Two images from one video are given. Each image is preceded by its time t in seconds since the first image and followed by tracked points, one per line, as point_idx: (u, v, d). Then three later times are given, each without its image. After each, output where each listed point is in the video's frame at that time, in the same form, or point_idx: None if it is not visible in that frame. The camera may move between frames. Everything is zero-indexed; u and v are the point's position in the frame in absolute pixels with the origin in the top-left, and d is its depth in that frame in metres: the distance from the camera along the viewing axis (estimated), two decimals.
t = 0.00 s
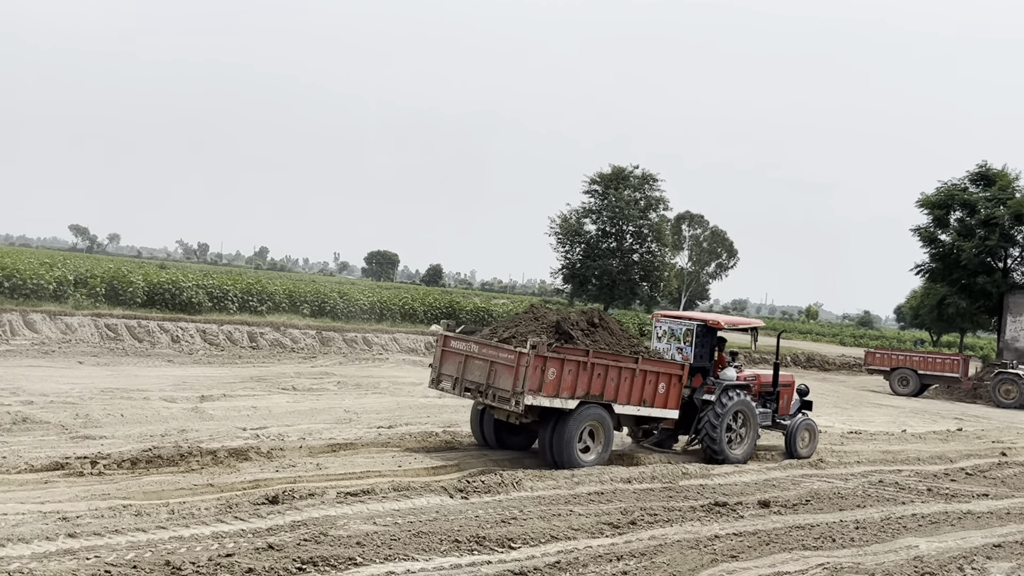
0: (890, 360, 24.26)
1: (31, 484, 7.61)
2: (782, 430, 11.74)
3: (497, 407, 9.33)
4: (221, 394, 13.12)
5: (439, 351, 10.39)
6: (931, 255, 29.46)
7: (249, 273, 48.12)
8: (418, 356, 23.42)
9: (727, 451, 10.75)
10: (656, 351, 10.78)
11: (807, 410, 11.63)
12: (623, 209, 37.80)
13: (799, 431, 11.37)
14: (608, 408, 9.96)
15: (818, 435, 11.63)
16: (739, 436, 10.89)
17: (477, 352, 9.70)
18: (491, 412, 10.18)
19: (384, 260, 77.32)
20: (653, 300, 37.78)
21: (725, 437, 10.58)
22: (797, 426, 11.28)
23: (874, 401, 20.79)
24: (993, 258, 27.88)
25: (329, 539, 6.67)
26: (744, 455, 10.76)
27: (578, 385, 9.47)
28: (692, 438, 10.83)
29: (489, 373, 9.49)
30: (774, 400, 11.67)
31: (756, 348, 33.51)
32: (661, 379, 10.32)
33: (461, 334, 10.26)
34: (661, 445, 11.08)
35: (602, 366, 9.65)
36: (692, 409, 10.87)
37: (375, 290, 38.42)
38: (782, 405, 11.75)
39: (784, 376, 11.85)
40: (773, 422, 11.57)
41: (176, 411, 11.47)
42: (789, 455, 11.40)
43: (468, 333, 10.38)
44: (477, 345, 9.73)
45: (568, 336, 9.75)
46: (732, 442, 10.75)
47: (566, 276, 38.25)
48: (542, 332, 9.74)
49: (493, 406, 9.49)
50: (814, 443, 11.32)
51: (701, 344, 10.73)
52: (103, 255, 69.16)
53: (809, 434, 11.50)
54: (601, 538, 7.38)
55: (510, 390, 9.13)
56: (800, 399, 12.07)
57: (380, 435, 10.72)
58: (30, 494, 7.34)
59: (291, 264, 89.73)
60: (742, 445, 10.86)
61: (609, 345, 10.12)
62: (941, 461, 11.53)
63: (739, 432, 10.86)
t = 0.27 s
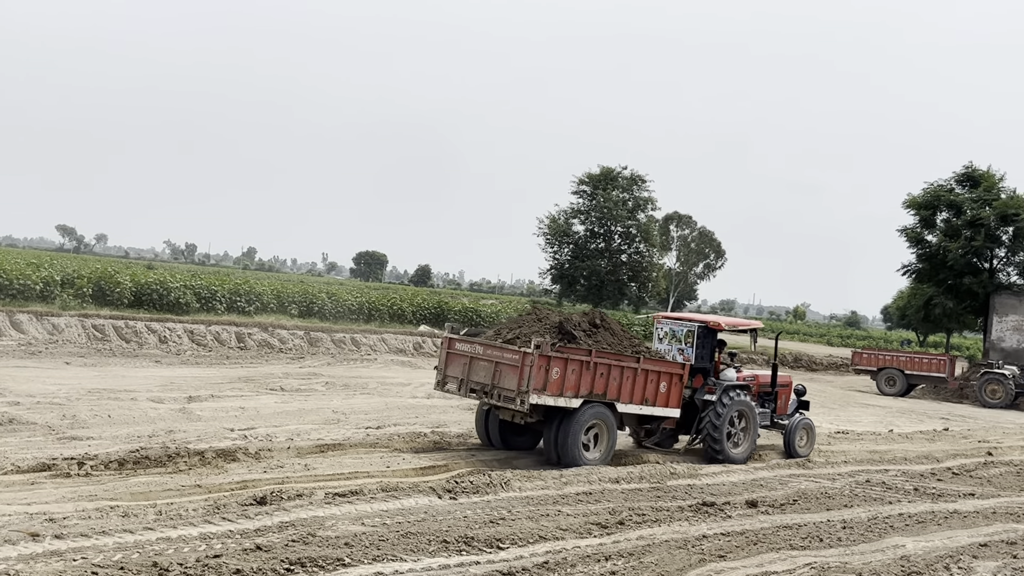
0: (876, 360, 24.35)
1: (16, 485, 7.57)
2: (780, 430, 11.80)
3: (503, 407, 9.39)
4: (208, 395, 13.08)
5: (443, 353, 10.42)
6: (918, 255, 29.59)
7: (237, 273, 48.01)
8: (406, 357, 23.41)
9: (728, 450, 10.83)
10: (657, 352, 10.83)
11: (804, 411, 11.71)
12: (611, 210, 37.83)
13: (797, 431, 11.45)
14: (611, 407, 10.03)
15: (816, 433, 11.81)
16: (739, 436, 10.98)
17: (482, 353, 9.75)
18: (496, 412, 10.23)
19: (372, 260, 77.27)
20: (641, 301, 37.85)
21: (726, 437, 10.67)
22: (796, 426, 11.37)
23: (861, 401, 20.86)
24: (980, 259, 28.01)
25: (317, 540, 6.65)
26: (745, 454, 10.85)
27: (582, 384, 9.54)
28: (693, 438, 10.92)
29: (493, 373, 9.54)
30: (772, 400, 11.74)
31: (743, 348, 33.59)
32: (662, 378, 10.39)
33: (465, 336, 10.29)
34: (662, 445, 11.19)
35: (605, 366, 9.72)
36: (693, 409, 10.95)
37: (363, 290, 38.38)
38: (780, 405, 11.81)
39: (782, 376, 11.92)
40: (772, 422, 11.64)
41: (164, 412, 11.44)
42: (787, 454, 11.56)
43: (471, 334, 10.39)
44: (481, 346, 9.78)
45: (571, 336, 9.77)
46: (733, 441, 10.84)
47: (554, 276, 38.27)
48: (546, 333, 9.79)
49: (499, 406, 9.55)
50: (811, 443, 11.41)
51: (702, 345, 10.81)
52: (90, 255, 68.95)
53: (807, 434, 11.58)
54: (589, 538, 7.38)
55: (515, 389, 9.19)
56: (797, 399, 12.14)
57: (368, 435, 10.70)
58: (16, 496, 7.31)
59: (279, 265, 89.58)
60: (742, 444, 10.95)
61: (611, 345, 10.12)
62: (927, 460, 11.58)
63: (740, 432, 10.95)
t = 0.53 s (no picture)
0: (857, 359, 24.46)
1: None
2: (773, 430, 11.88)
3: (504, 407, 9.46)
4: (189, 394, 13.02)
5: (444, 354, 10.49)
6: (898, 255, 29.73)
7: (218, 273, 47.76)
8: (388, 357, 23.37)
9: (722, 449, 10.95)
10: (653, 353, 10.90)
11: (796, 411, 11.79)
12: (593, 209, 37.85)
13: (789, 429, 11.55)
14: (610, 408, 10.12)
15: (806, 433, 11.90)
16: (733, 434, 11.08)
17: (484, 355, 9.82)
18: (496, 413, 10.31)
19: (354, 259, 77.04)
20: (624, 300, 37.93)
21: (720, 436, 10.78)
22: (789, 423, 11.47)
23: (842, 400, 20.95)
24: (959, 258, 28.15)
25: (299, 540, 6.63)
26: (739, 452, 10.97)
27: (582, 385, 9.63)
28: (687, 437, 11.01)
29: (495, 375, 9.62)
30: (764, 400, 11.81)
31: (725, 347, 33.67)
32: (659, 379, 10.48)
33: (466, 337, 10.36)
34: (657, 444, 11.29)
35: (604, 367, 9.81)
36: (687, 409, 11.04)
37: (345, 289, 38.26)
38: (772, 404, 11.88)
39: (776, 376, 12.00)
40: (765, 421, 11.72)
41: (144, 412, 11.37)
42: (779, 452, 11.68)
43: (472, 336, 10.48)
44: (483, 348, 9.85)
45: (571, 338, 9.89)
46: (727, 440, 10.96)
47: (536, 275, 38.27)
48: (547, 335, 9.89)
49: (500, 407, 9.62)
50: (803, 441, 11.53)
51: (696, 346, 10.87)
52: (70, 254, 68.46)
53: (798, 433, 11.69)
54: (571, 537, 7.39)
55: (516, 391, 9.27)
56: (789, 399, 12.22)
57: (349, 435, 10.67)
58: None
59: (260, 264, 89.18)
60: (736, 442, 11.06)
61: (609, 347, 10.24)
62: (907, 459, 11.65)
63: (733, 431, 11.05)
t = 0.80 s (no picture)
0: (829, 355, 24.63)
1: None
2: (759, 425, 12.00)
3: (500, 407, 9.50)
4: (161, 392, 12.93)
5: (440, 352, 10.51)
6: (870, 253, 29.95)
7: (191, 269, 47.44)
8: (363, 354, 23.31)
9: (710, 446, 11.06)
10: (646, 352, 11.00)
11: (781, 407, 11.92)
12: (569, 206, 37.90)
13: (774, 425, 11.67)
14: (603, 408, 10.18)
15: (791, 429, 12.02)
16: (721, 430, 11.20)
17: (480, 354, 9.85)
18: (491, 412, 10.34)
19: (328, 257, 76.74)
20: (599, 297, 38.04)
21: (709, 434, 10.89)
22: (774, 419, 11.60)
23: (815, 396, 21.09)
24: (931, 256, 28.37)
25: (274, 538, 6.60)
26: (727, 449, 11.10)
27: (576, 386, 9.67)
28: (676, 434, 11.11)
29: (491, 374, 9.65)
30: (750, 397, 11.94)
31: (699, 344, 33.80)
32: (651, 377, 10.53)
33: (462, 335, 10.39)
34: (645, 440, 11.22)
35: (598, 368, 9.87)
36: (676, 406, 11.12)
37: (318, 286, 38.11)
38: (757, 401, 12.00)
39: (760, 373, 12.15)
40: (750, 418, 11.84)
41: (116, 410, 11.29)
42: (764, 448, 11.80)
43: (468, 335, 10.51)
44: (479, 347, 9.87)
45: (567, 339, 9.97)
46: (715, 437, 11.07)
47: (511, 272, 38.27)
48: (543, 335, 9.96)
49: (496, 407, 9.66)
50: (788, 437, 11.65)
51: (687, 345, 10.94)
52: (41, 251, 67.82)
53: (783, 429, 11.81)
54: (546, 534, 7.40)
55: (513, 391, 9.30)
56: (773, 395, 12.36)
57: (324, 433, 10.64)
58: None
59: (234, 261, 88.68)
60: (724, 438, 11.18)
61: (603, 348, 10.32)
62: (879, 455, 11.75)
63: (722, 428, 11.16)
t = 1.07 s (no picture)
0: (794, 349, 24.83)
1: None
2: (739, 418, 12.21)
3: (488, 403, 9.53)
4: (124, 388, 12.79)
5: (427, 348, 10.53)
6: (834, 247, 30.22)
7: (155, 264, 46.96)
8: (328, 348, 23.19)
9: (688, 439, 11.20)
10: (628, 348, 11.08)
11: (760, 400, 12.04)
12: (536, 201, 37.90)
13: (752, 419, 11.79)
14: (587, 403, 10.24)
15: (769, 422, 12.14)
16: (699, 424, 11.35)
17: (467, 351, 9.88)
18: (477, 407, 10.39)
19: (293, 251, 76.29)
20: (566, 292, 38.14)
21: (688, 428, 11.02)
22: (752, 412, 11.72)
23: (779, 389, 21.25)
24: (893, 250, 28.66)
25: (238, 535, 6.55)
26: (704, 443, 11.25)
27: (562, 381, 9.73)
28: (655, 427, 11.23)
29: (478, 371, 9.69)
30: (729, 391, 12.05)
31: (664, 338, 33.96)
32: (633, 373, 10.61)
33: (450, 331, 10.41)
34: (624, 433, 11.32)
35: (583, 364, 9.93)
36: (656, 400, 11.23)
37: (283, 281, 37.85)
38: (736, 394, 12.10)
39: (740, 367, 12.27)
40: (728, 411, 11.95)
41: (78, 406, 11.14)
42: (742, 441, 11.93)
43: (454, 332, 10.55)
44: (467, 343, 9.90)
45: (553, 335, 10.04)
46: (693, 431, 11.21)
47: (478, 267, 38.21)
48: (529, 332, 10.03)
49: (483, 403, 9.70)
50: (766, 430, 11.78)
51: (669, 340, 11.05)
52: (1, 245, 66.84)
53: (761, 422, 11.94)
54: (513, 528, 7.40)
55: (500, 387, 9.35)
56: (752, 389, 12.48)
57: (290, 428, 10.57)
58: None
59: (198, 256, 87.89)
60: (702, 432, 11.33)
61: (588, 344, 10.39)
62: (843, 447, 11.87)
63: (700, 422, 11.31)
